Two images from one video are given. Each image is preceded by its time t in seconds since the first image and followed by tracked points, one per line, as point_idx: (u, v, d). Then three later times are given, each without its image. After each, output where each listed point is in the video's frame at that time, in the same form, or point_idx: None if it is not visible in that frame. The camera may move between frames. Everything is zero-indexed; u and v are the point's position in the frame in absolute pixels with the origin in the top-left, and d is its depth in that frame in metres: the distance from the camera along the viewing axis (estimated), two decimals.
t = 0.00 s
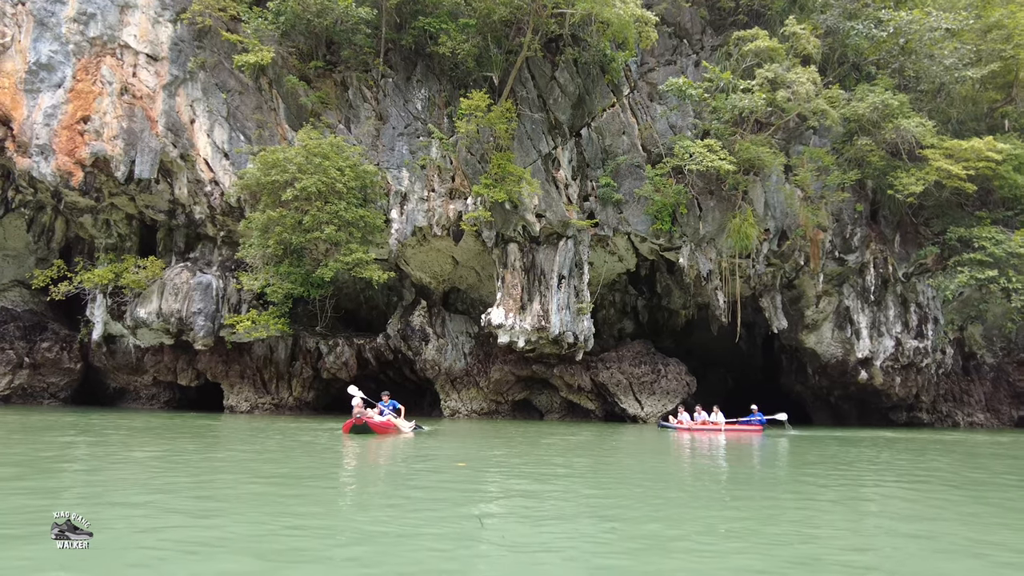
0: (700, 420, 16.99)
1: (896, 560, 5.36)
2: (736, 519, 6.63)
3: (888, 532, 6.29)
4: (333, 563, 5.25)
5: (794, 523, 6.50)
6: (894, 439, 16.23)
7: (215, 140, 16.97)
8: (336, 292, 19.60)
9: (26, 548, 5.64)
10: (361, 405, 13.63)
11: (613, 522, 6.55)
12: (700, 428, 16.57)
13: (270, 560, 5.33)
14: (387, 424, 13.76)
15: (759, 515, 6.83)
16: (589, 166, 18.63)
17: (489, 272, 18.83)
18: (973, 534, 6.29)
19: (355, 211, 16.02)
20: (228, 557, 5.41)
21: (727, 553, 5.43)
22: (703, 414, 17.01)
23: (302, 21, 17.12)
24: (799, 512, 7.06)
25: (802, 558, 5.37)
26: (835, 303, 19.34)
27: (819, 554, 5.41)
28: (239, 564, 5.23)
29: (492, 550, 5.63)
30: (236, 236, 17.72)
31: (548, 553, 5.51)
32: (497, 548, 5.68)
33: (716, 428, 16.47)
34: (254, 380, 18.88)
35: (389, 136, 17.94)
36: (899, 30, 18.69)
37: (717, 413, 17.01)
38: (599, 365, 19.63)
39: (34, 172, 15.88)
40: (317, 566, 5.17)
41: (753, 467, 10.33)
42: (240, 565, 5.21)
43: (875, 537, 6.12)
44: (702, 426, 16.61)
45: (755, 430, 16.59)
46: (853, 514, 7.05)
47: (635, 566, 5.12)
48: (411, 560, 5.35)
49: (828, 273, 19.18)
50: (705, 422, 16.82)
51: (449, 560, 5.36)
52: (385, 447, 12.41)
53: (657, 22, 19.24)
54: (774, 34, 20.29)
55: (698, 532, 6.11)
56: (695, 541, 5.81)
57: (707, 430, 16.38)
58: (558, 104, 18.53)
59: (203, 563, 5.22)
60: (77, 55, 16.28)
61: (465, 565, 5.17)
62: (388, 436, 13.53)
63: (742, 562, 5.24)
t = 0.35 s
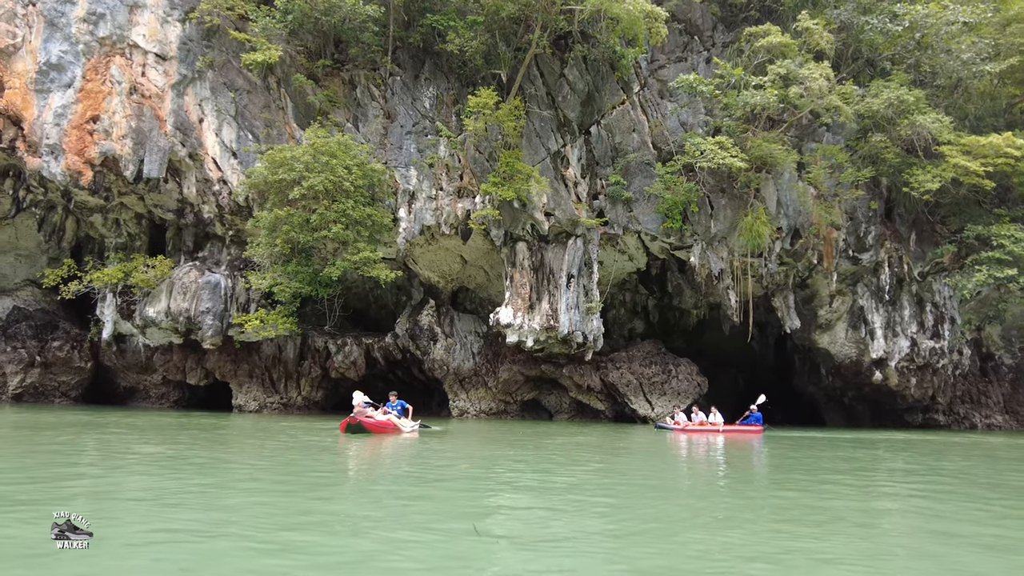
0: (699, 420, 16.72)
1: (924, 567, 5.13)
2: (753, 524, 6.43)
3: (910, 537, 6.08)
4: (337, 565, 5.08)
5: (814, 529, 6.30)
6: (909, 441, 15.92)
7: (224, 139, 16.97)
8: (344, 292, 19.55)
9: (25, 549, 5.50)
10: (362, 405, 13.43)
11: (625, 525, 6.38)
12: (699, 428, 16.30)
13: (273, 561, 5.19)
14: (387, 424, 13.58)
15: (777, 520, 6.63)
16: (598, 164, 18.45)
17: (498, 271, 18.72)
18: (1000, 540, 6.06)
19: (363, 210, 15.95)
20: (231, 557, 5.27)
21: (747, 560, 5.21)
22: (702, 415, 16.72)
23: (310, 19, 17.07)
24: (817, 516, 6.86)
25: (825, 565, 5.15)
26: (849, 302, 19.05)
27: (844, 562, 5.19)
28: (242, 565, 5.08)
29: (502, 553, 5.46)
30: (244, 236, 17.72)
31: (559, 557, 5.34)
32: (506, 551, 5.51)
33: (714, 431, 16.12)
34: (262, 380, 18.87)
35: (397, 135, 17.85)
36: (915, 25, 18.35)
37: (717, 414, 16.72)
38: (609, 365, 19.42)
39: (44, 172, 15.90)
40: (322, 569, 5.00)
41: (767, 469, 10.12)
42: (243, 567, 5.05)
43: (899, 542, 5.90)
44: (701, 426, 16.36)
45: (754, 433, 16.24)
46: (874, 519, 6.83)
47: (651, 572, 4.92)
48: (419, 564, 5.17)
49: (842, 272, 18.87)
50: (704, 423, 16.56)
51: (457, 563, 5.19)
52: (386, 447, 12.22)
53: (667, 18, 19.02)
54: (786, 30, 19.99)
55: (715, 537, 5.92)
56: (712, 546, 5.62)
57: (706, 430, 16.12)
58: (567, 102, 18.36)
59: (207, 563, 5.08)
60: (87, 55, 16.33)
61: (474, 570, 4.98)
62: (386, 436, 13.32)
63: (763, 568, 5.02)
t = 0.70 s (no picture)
0: (697, 421, 16.51)
1: None
2: (769, 529, 6.23)
3: (934, 544, 5.86)
4: (340, 569, 4.93)
5: (833, 535, 6.08)
6: (927, 444, 15.59)
7: (233, 138, 16.98)
8: (354, 291, 19.51)
9: (24, 549, 5.40)
10: (361, 404, 13.20)
11: (637, 529, 6.20)
12: (698, 429, 16.08)
13: (275, 563, 5.05)
14: (387, 424, 13.39)
15: (794, 525, 6.42)
16: (608, 162, 18.27)
17: (507, 271, 18.60)
18: None
19: (371, 209, 15.89)
20: (233, 559, 5.14)
21: (764, 568, 5.01)
22: (700, 416, 16.50)
23: (318, 19, 17.02)
24: (835, 521, 6.65)
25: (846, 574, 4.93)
26: (864, 302, 18.76)
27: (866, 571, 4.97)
28: (242, 568, 4.94)
29: (509, 557, 5.30)
30: (254, 235, 17.73)
31: (569, 561, 5.17)
32: (514, 555, 5.35)
33: (711, 433, 15.85)
34: (272, 379, 18.87)
35: (406, 133, 17.78)
36: (932, 18, 17.99)
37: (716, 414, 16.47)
38: (620, 366, 19.22)
39: (56, 172, 15.99)
40: (324, 572, 4.86)
41: (782, 471, 9.89)
42: (243, 570, 4.90)
43: (923, 550, 5.68)
44: (699, 427, 16.14)
45: (753, 433, 16.01)
46: (894, 524, 6.61)
47: None
48: (424, 567, 5.01)
49: (857, 271, 18.54)
50: (701, 424, 16.35)
51: (464, 567, 5.03)
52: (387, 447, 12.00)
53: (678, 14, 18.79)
54: (800, 25, 19.68)
55: (731, 543, 5.71)
56: (729, 553, 5.42)
57: (704, 431, 15.90)
58: (577, 99, 18.20)
59: (208, 565, 4.96)
60: (98, 56, 16.39)
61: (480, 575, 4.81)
62: (384, 436, 13.09)
63: None
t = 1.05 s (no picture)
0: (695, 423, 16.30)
1: None
2: (785, 534, 6.04)
3: (956, 551, 5.65)
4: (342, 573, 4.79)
5: (852, 540, 5.88)
6: (944, 447, 15.26)
7: (242, 138, 16.99)
8: (363, 291, 19.46)
9: (23, 549, 5.31)
10: (361, 404, 13.02)
11: (648, 532, 6.03)
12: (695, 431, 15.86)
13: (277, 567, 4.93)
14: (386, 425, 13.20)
15: (812, 530, 6.22)
16: (619, 160, 18.08)
17: (517, 271, 18.46)
18: None
19: (379, 208, 15.82)
20: (234, 563, 5.03)
21: None
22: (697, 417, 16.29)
23: (327, 18, 16.98)
24: (854, 527, 6.45)
25: None
26: (879, 303, 18.46)
27: None
28: (243, 572, 4.82)
29: (517, 561, 5.16)
30: (263, 235, 17.73)
31: (577, 566, 5.01)
32: (522, 559, 5.20)
33: (709, 433, 15.57)
34: (281, 379, 18.86)
35: (414, 133, 17.69)
36: (950, 13, 17.65)
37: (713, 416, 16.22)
38: (630, 367, 19.02)
39: (66, 172, 16.04)
40: None
41: (796, 475, 9.68)
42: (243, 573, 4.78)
43: (945, 556, 5.48)
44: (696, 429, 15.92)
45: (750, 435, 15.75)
46: (915, 530, 6.39)
47: None
48: (428, 571, 4.87)
49: (872, 271, 18.21)
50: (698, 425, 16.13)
51: (469, 572, 4.88)
52: (387, 448, 11.80)
53: (689, 11, 18.55)
54: (813, 21, 19.37)
55: (744, 548, 5.53)
56: (743, 559, 5.23)
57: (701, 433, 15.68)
58: (587, 97, 18.03)
59: (207, 566, 4.85)
60: (108, 56, 16.43)
61: None
62: (384, 437, 12.89)
63: None
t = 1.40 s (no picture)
0: (691, 426, 16.09)
1: None
2: (800, 539, 5.87)
3: (977, 558, 5.45)
4: None
5: (868, 546, 5.70)
6: (962, 451, 14.94)
7: (250, 139, 17.00)
8: (371, 292, 19.40)
9: (22, 548, 5.23)
10: (362, 405, 12.89)
11: (658, 537, 5.87)
12: (692, 433, 15.64)
13: (278, 569, 4.82)
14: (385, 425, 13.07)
15: (827, 535, 6.04)
16: (629, 160, 17.88)
17: (526, 271, 18.30)
18: None
19: (386, 209, 15.75)
20: (234, 564, 4.93)
21: None
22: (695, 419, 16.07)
23: (335, 18, 16.95)
24: (871, 533, 6.26)
25: None
26: (894, 304, 18.16)
27: None
28: (242, 574, 4.72)
29: (523, 565, 5.03)
30: (271, 236, 17.71)
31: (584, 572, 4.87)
32: (528, 563, 5.07)
33: (708, 435, 15.60)
34: (290, 380, 18.83)
35: (423, 133, 17.62)
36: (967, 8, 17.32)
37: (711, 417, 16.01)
38: (641, 369, 18.82)
39: (77, 173, 16.09)
40: None
41: (809, 478, 9.48)
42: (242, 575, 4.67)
43: (966, 564, 5.28)
44: (693, 432, 15.70)
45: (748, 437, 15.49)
46: (934, 536, 6.20)
47: None
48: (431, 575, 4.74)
49: (887, 271, 17.91)
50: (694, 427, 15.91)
51: None
52: (392, 449, 11.69)
53: (700, 8, 18.34)
54: (826, 17, 19.06)
55: (757, 553, 5.37)
56: (756, 565, 5.08)
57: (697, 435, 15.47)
58: (597, 96, 17.85)
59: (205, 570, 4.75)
60: (118, 58, 16.49)
61: None
62: (384, 438, 12.77)
63: None
